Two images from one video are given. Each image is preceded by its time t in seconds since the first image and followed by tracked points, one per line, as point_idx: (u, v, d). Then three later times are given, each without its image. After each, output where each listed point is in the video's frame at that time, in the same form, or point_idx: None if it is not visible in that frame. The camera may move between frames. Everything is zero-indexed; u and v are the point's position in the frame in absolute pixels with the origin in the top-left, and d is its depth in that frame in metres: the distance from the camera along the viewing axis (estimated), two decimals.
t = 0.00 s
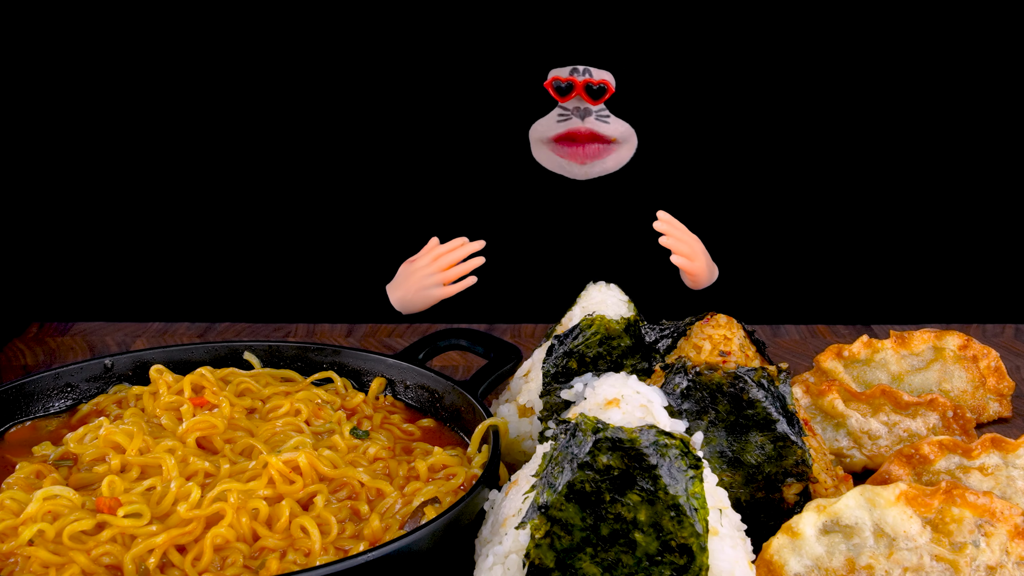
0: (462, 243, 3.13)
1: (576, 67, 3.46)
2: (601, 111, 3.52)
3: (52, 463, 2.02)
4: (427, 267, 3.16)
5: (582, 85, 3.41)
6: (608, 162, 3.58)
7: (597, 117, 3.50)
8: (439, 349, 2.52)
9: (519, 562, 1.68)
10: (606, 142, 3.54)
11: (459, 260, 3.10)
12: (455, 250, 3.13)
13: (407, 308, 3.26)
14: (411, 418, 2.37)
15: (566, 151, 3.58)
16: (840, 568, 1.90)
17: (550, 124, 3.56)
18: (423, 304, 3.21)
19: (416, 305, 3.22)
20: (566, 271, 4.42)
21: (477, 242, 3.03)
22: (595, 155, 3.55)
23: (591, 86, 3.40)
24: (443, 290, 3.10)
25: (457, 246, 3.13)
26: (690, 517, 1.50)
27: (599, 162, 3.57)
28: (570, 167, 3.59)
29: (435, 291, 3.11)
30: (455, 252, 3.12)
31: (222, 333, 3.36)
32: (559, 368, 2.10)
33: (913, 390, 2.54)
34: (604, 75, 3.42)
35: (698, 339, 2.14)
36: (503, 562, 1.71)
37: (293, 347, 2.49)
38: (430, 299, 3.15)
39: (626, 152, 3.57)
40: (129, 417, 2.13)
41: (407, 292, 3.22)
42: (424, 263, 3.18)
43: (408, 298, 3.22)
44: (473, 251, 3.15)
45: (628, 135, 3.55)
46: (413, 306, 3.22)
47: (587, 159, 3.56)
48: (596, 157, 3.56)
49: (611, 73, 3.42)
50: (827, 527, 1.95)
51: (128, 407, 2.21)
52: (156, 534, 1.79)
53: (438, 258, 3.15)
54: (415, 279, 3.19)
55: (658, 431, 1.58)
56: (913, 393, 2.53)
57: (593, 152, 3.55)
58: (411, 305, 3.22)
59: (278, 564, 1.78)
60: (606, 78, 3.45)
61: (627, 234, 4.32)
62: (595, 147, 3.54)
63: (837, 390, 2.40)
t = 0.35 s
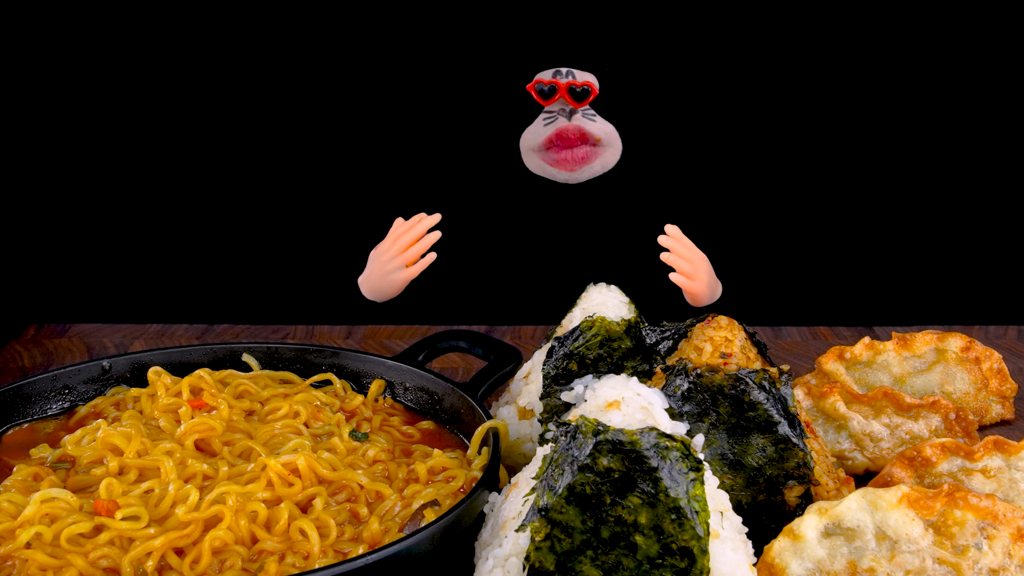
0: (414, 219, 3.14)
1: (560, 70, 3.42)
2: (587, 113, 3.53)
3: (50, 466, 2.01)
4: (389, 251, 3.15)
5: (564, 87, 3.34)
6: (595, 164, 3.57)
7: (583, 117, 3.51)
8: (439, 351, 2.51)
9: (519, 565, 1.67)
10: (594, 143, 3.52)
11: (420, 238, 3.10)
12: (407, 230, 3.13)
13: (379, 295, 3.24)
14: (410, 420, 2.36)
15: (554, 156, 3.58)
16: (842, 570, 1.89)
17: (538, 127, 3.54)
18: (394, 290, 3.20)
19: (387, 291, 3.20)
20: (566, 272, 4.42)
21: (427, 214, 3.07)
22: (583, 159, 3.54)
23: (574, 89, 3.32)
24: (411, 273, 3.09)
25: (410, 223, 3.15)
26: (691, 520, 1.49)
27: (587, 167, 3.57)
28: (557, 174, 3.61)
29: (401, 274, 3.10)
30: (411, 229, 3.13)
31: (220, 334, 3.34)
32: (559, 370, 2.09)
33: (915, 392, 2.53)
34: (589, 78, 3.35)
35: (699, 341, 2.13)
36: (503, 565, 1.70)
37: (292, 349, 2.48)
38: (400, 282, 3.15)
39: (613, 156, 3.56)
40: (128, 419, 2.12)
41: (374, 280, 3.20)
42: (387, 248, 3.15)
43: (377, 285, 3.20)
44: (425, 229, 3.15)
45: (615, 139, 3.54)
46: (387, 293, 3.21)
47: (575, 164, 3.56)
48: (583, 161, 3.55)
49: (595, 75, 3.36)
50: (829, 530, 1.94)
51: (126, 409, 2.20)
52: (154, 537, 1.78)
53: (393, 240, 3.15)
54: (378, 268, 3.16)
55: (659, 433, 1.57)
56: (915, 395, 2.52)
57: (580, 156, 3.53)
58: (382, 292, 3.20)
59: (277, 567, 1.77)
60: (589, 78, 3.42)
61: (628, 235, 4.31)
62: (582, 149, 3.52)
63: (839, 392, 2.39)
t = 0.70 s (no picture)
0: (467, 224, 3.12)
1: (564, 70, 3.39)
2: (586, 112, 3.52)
3: (48, 468, 2.00)
4: (435, 256, 3.15)
5: (569, 88, 3.31)
6: (590, 167, 3.56)
7: (582, 116, 3.49)
8: (439, 353, 2.50)
9: (519, 568, 1.66)
10: (592, 144, 3.52)
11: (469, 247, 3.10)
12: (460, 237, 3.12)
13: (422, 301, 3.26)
14: (410, 423, 2.35)
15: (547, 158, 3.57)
16: (844, 573, 1.88)
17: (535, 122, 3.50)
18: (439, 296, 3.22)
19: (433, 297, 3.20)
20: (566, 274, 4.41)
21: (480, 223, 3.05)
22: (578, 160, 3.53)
23: (580, 90, 3.30)
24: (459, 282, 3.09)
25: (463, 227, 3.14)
26: (692, 523, 1.48)
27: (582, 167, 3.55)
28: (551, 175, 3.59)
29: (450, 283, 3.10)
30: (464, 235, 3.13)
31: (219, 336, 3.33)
32: (560, 372, 2.08)
33: (917, 394, 2.52)
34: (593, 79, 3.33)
35: (700, 343, 2.12)
36: (503, 568, 1.69)
37: (291, 351, 2.47)
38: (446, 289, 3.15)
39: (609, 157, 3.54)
40: (126, 421, 2.11)
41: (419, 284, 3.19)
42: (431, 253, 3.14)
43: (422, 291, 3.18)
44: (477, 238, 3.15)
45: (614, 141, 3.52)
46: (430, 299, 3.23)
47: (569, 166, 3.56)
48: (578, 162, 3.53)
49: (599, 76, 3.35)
50: (831, 532, 1.93)
51: (124, 411, 2.19)
52: (152, 540, 1.77)
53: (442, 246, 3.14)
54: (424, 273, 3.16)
55: (660, 435, 1.56)
56: (917, 398, 2.51)
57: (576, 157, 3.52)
58: (427, 299, 3.21)
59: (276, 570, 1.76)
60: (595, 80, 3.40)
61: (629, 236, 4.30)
62: (579, 149, 3.51)
63: (841, 394, 2.38)
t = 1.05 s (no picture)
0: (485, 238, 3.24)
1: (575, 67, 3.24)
2: (597, 122, 3.31)
3: (45, 471, 1.98)
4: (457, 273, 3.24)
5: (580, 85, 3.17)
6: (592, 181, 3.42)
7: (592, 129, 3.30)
8: (438, 355, 2.49)
9: (519, 571, 1.65)
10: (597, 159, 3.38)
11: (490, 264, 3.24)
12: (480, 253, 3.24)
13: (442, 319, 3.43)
14: (409, 425, 2.34)
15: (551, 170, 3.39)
16: None
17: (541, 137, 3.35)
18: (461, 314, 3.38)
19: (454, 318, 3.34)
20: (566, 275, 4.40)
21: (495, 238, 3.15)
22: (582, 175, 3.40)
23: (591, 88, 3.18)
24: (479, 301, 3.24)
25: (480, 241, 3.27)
26: (693, 525, 1.47)
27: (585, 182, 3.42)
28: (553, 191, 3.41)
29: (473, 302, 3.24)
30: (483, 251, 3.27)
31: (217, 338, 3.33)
32: (560, 374, 2.06)
33: (919, 396, 2.50)
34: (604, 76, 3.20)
35: (701, 345, 2.11)
36: (503, 571, 1.68)
37: (290, 353, 2.46)
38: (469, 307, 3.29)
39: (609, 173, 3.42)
40: (124, 423, 2.10)
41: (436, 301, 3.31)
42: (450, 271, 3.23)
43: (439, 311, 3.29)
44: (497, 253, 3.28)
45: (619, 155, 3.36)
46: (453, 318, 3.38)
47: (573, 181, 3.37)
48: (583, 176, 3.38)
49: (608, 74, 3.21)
50: (832, 535, 1.92)
51: (122, 413, 2.18)
52: (151, 543, 1.76)
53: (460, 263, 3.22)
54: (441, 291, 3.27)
55: (661, 437, 1.54)
56: (920, 400, 2.49)
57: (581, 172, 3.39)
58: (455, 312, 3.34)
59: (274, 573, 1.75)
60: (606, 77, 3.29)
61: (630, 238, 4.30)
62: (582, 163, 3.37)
63: (842, 397, 2.37)
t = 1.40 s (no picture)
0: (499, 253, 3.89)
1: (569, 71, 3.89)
2: (592, 122, 4.30)
3: (43, 473, 1.97)
4: (482, 290, 3.86)
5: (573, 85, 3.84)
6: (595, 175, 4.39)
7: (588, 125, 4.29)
8: (438, 356, 2.48)
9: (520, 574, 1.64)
10: (595, 155, 4.36)
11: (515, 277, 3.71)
12: (498, 266, 3.90)
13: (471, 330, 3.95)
14: (409, 427, 2.33)
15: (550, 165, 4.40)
16: None
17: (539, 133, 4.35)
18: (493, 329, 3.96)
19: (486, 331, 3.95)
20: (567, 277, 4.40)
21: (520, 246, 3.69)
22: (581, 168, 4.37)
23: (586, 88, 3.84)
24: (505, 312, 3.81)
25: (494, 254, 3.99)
26: (694, 528, 1.46)
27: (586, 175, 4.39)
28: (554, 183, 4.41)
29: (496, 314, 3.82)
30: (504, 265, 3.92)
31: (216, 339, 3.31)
32: (560, 376, 2.05)
33: (921, 398, 2.49)
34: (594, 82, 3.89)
35: (702, 347, 2.10)
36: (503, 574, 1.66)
37: (289, 354, 2.45)
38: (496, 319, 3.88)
39: (615, 169, 4.41)
40: (122, 425, 2.09)
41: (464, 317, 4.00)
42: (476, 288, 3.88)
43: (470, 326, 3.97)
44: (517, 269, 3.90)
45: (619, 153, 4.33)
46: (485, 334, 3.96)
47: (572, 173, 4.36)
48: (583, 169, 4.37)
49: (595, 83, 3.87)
50: (834, 538, 1.91)
51: (120, 415, 2.17)
52: (149, 545, 1.75)
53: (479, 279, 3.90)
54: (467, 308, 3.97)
55: (662, 439, 1.53)
56: (922, 402, 2.49)
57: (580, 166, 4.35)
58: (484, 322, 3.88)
59: None
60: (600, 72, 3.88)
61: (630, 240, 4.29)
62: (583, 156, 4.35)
63: (844, 398, 2.37)
